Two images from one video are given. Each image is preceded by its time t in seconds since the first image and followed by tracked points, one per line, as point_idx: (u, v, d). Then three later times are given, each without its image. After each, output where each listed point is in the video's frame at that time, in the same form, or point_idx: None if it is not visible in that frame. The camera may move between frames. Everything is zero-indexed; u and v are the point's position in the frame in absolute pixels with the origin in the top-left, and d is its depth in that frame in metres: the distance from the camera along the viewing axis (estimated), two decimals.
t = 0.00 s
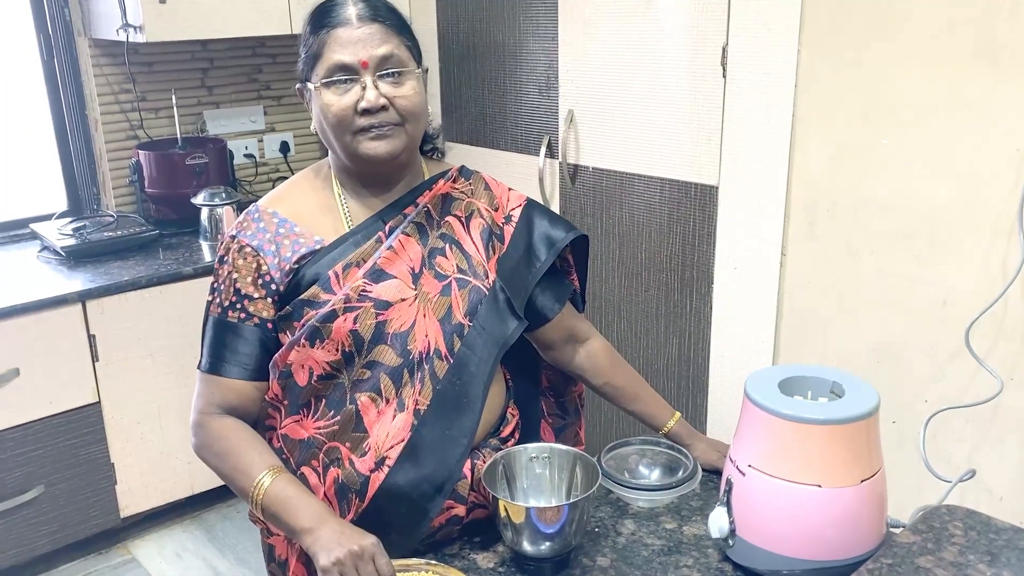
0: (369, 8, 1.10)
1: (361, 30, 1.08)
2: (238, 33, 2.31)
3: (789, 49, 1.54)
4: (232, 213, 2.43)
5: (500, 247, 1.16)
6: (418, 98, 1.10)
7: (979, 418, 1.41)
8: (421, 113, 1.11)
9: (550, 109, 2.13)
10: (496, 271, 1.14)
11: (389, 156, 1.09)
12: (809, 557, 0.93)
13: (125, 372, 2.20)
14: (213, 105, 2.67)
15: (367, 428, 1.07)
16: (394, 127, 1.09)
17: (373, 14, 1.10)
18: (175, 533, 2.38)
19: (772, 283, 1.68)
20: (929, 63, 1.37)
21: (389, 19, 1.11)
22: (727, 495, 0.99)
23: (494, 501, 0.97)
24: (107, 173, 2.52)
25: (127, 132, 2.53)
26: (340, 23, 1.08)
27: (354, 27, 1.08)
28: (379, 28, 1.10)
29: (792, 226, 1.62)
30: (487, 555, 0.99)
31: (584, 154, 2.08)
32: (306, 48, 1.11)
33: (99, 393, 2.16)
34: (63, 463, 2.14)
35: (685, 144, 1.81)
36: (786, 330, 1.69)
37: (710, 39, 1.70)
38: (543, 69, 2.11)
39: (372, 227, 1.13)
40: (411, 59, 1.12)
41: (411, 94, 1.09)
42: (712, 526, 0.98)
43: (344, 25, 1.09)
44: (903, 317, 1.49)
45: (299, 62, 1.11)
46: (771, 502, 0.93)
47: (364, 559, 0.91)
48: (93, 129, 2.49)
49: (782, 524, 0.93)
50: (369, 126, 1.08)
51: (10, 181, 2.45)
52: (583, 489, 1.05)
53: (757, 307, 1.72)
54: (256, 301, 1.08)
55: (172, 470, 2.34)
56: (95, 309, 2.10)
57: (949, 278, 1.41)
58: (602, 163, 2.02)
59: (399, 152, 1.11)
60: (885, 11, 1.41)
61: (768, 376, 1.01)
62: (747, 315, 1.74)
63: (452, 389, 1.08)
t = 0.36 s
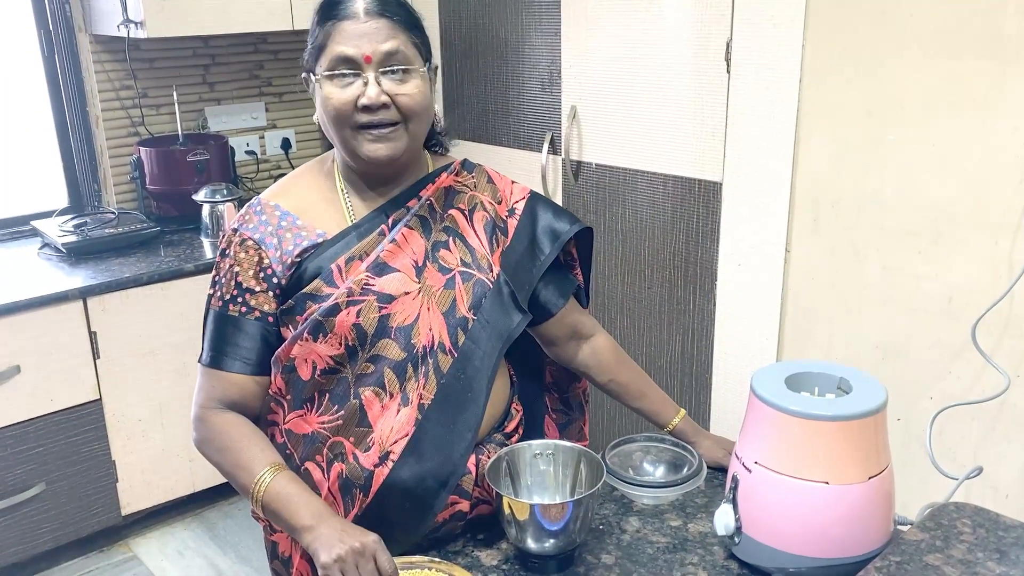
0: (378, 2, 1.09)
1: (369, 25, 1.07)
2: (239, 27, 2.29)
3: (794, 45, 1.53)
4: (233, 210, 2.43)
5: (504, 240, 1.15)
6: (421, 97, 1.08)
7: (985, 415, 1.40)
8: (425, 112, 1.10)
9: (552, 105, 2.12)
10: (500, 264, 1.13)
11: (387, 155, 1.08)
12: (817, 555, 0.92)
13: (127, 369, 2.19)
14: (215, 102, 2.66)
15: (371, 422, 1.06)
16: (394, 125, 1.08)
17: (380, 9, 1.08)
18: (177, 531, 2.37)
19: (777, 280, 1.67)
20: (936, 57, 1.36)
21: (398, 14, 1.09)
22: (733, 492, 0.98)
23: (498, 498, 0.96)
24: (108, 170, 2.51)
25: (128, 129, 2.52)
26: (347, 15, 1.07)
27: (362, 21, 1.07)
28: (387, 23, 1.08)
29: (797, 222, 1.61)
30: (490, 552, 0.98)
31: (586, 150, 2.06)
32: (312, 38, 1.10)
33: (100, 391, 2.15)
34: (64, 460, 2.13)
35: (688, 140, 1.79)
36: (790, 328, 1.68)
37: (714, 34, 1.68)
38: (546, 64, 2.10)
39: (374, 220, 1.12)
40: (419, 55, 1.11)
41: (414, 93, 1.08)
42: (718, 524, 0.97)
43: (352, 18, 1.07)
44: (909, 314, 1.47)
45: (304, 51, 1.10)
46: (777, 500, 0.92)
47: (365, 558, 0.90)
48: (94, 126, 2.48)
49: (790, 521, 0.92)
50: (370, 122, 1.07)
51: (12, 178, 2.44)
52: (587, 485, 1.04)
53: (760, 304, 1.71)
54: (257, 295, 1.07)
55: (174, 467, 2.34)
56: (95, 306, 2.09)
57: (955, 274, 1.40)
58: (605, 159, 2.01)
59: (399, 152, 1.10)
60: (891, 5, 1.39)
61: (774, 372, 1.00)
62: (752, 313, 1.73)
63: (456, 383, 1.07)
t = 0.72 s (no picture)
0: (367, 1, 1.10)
1: (360, 23, 1.07)
2: (237, 26, 2.30)
3: (790, 44, 1.53)
4: (231, 209, 2.43)
5: (497, 238, 1.15)
6: (419, 88, 1.09)
7: (980, 413, 1.41)
8: (421, 105, 1.11)
9: (550, 104, 2.12)
10: (493, 261, 1.13)
11: (394, 149, 1.09)
12: (809, 553, 0.92)
13: (126, 368, 2.20)
14: (213, 101, 2.66)
15: (366, 419, 1.06)
16: (398, 118, 1.08)
17: (370, 7, 1.09)
18: (175, 530, 2.38)
19: (773, 279, 1.67)
20: (931, 55, 1.36)
21: (386, 11, 1.11)
22: (726, 491, 0.99)
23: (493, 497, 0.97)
24: (107, 170, 2.51)
25: (126, 129, 2.52)
26: (339, 15, 1.07)
27: (354, 20, 1.07)
28: (378, 21, 1.09)
29: (794, 220, 1.61)
30: (485, 551, 0.99)
31: (584, 149, 2.07)
32: (303, 43, 1.10)
33: (99, 390, 2.16)
34: (63, 459, 2.13)
35: (685, 139, 1.80)
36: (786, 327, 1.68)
37: (710, 33, 1.68)
38: (543, 63, 2.10)
39: (367, 218, 1.12)
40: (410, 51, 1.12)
41: (413, 84, 1.08)
42: (711, 522, 0.97)
43: (343, 18, 1.07)
44: (904, 312, 1.48)
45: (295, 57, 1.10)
46: (771, 498, 0.93)
47: (361, 545, 0.90)
48: (92, 125, 2.48)
49: (783, 521, 0.92)
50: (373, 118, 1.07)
51: (11, 178, 2.44)
52: (582, 483, 1.04)
53: (757, 303, 1.72)
54: (252, 294, 1.08)
55: (172, 466, 2.34)
56: (94, 306, 2.09)
57: (950, 273, 1.41)
58: (602, 158, 2.02)
59: (403, 145, 1.10)
60: (887, 4, 1.40)
61: (767, 371, 1.00)
62: (748, 312, 1.74)
63: (450, 379, 1.07)
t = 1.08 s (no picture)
0: (380, 19, 1.05)
1: (371, 47, 1.04)
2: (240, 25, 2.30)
3: (792, 41, 1.54)
4: (234, 207, 2.43)
5: (502, 233, 1.15)
6: (426, 115, 1.07)
7: (983, 409, 1.41)
8: (427, 126, 1.09)
9: (552, 102, 2.12)
10: (497, 256, 1.14)
11: (396, 173, 1.09)
12: (814, 550, 0.93)
13: (129, 366, 2.20)
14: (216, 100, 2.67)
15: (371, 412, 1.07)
16: (402, 143, 1.08)
17: (384, 27, 1.05)
18: (179, 528, 2.38)
19: (776, 276, 1.67)
20: (934, 53, 1.36)
21: (399, 30, 1.06)
22: (732, 487, 0.99)
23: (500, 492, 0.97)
24: (110, 168, 2.52)
25: (128, 127, 2.52)
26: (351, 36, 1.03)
27: (365, 43, 1.03)
28: (390, 43, 1.05)
29: (796, 218, 1.62)
30: (491, 547, 0.99)
31: (586, 147, 2.07)
32: (312, 56, 1.06)
33: (103, 388, 2.16)
34: (67, 457, 2.14)
35: (687, 137, 1.80)
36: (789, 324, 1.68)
37: (713, 31, 1.69)
38: (546, 62, 2.10)
39: (372, 214, 1.12)
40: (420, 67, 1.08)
41: (421, 112, 1.07)
42: (717, 518, 0.98)
43: (353, 40, 1.04)
44: (907, 309, 1.48)
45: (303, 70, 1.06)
46: (776, 493, 0.93)
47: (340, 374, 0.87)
48: (95, 124, 2.49)
49: (788, 517, 0.93)
50: (378, 144, 1.06)
51: (14, 176, 2.45)
52: (587, 480, 1.05)
53: (760, 300, 1.72)
54: (258, 286, 1.09)
55: (176, 463, 2.34)
56: (98, 303, 2.09)
57: (953, 270, 1.41)
58: (604, 156, 2.02)
59: (406, 167, 1.10)
60: (890, 1, 1.40)
61: (773, 367, 1.01)
62: (751, 309, 1.74)
63: (454, 372, 1.08)
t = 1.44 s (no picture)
0: (433, 38, 1.02)
1: (413, 63, 1.02)
2: (239, 22, 2.29)
3: (794, 38, 1.53)
4: (234, 204, 2.43)
5: (505, 231, 1.16)
6: (439, 142, 1.06)
7: (985, 406, 1.41)
8: (440, 148, 1.09)
9: (553, 99, 2.11)
10: (501, 255, 1.14)
11: (391, 181, 1.09)
12: (815, 548, 0.92)
13: (129, 364, 2.20)
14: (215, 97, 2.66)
15: (372, 408, 1.06)
16: (406, 160, 1.07)
17: (433, 49, 1.02)
18: (179, 525, 2.38)
19: (777, 274, 1.67)
20: (936, 50, 1.35)
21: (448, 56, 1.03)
22: (732, 484, 0.99)
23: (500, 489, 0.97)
24: (109, 166, 2.51)
25: (128, 124, 2.52)
26: (396, 45, 1.01)
27: (408, 57, 1.01)
28: (433, 67, 1.03)
29: (797, 215, 1.61)
30: (491, 544, 0.99)
31: (586, 144, 2.06)
32: (356, 43, 1.04)
33: (102, 386, 2.16)
34: (67, 455, 2.13)
35: (688, 134, 1.79)
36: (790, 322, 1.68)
37: (713, 28, 1.68)
38: (546, 59, 2.10)
39: (376, 211, 1.11)
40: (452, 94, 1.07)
41: (434, 139, 1.06)
42: (718, 515, 0.97)
43: (398, 49, 1.01)
44: (909, 306, 1.48)
45: (345, 52, 1.04)
46: (777, 491, 0.93)
47: (370, 530, 0.91)
48: (94, 121, 2.48)
49: (790, 514, 0.92)
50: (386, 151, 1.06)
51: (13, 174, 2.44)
52: (588, 478, 1.05)
53: (760, 298, 1.71)
54: (262, 282, 1.07)
55: (176, 461, 2.34)
56: (97, 301, 2.09)
57: (954, 267, 1.40)
58: (605, 153, 2.01)
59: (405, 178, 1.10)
60: None
61: (774, 364, 1.00)
62: (752, 307, 1.73)
63: (457, 370, 1.08)
